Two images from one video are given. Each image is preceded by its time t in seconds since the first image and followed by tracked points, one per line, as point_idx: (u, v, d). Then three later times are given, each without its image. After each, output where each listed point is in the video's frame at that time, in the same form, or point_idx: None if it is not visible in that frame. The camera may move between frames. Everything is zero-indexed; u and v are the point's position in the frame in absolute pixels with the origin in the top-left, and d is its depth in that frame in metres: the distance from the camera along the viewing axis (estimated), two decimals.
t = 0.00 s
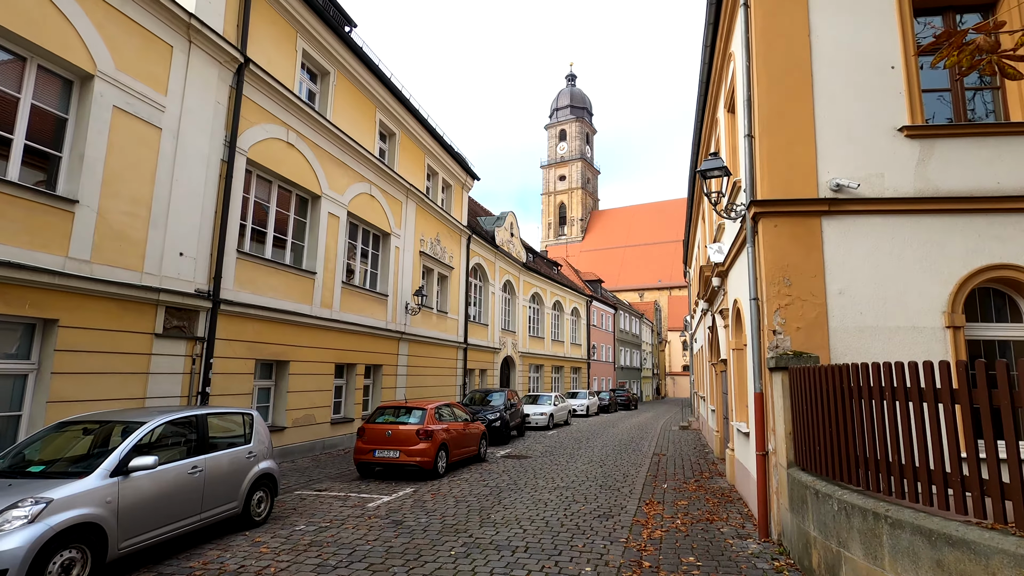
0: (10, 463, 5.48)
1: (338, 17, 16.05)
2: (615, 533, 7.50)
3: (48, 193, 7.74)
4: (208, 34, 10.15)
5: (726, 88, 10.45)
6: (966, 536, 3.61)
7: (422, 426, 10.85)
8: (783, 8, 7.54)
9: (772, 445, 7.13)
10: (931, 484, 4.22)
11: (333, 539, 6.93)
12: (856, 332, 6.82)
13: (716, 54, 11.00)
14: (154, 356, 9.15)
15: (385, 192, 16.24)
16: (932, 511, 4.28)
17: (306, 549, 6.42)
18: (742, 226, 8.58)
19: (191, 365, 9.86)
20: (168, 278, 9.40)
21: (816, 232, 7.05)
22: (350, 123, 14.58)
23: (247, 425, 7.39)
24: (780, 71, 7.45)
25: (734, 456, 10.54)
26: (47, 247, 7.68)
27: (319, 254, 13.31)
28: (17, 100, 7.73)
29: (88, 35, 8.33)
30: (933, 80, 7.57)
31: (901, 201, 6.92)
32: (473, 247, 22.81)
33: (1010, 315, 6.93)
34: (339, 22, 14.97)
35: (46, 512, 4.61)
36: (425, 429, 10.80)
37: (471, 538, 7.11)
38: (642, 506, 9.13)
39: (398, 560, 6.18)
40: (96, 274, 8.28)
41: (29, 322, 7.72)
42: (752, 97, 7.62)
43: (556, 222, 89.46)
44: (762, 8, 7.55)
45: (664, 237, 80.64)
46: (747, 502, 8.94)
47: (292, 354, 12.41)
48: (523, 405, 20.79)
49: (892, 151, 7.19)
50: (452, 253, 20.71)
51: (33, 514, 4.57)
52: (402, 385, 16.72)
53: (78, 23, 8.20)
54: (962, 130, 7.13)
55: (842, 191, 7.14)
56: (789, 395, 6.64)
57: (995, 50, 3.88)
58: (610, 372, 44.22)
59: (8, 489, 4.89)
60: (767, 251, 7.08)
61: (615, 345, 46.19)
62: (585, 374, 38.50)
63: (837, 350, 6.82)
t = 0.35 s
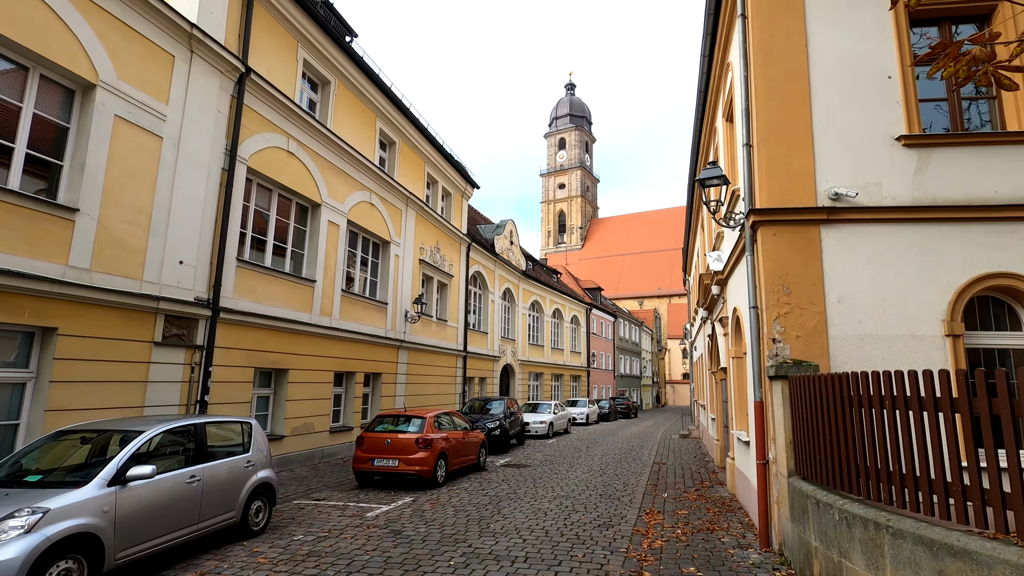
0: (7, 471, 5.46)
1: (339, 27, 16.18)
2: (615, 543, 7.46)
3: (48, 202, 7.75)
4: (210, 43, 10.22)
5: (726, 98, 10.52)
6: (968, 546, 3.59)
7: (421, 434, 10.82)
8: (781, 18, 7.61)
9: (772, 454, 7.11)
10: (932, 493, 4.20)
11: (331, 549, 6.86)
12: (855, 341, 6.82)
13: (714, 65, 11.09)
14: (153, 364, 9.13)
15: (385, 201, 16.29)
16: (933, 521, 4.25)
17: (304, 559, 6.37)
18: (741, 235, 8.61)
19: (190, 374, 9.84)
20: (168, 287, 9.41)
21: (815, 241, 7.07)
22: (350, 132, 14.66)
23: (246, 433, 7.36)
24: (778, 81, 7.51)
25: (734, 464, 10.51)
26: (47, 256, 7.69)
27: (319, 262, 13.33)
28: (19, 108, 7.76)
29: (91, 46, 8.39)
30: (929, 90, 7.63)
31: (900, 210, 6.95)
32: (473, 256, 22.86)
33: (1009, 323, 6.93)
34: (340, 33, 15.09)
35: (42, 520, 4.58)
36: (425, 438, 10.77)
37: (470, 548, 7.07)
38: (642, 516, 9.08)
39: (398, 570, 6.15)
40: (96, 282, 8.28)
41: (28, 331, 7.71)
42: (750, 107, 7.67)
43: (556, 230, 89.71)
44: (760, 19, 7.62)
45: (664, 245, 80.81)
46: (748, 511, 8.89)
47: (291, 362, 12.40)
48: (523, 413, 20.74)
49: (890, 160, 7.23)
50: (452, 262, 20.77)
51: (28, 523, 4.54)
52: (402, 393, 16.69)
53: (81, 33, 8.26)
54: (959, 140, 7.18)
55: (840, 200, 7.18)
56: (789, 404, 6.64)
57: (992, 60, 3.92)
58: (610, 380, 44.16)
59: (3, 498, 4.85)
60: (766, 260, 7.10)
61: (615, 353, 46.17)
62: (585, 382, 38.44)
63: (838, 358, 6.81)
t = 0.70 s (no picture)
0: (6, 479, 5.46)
1: (340, 37, 16.30)
2: (615, 553, 7.41)
3: (49, 210, 7.78)
4: (211, 54, 10.30)
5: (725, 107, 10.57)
6: (970, 556, 3.57)
7: (421, 443, 10.77)
8: (779, 28, 7.67)
9: (773, 463, 7.09)
10: (934, 503, 4.17)
11: (330, 559, 6.82)
12: (855, 349, 6.81)
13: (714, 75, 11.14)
14: (152, 373, 9.12)
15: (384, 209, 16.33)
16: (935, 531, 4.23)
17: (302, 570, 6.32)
18: (740, 243, 8.62)
19: (190, 382, 9.82)
20: (168, 295, 9.41)
21: (814, 249, 7.09)
22: (351, 141, 14.72)
23: (244, 442, 7.33)
24: (776, 90, 7.56)
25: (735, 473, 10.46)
26: (47, 265, 7.71)
27: (319, 270, 13.34)
28: (21, 118, 7.81)
29: (93, 56, 8.46)
30: (926, 100, 7.68)
31: (898, 218, 6.97)
32: (473, 264, 22.87)
33: (1009, 331, 6.94)
34: (341, 43, 15.20)
35: (43, 526, 4.60)
36: (425, 447, 10.73)
37: (470, 558, 7.03)
38: (642, 525, 9.03)
39: None
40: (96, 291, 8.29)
41: (28, 339, 7.71)
42: (749, 117, 7.71)
43: (556, 238, 89.81)
44: (757, 30, 7.68)
45: (663, 253, 80.86)
46: (749, 521, 8.85)
47: (290, 370, 12.37)
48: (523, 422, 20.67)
49: (888, 168, 7.26)
50: (452, 270, 20.79)
51: (29, 529, 4.54)
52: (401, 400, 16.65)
53: (84, 44, 8.34)
54: (957, 148, 7.21)
55: (839, 208, 7.20)
56: (789, 412, 6.63)
57: (988, 69, 3.96)
58: (610, 388, 44.04)
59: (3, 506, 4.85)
60: (765, 268, 7.11)
61: (615, 361, 46.08)
62: (585, 390, 38.35)
63: (838, 367, 6.80)
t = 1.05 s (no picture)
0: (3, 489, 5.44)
1: (341, 46, 16.40)
2: (616, 562, 7.37)
3: (49, 218, 7.80)
4: (213, 63, 10.37)
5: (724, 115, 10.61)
6: (972, 565, 3.54)
7: (420, 451, 10.74)
8: (777, 38, 7.73)
9: (774, 471, 7.06)
10: (935, 512, 4.16)
11: (329, 569, 6.76)
12: (855, 357, 6.81)
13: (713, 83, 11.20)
14: (151, 381, 9.11)
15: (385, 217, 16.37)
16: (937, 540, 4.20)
17: None
18: (740, 250, 8.63)
19: (189, 390, 9.81)
20: (168, 303, 9.42)
21: (814, 257, 7.10)
22: (351, 149, 14.78)
23: (243, 451, 7.31)
24: (775, 99, 7.60)
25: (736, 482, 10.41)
26: (48, 273, 7.72)
27: (319, 277, 13.35)
28: (23, 126, 7.85)
29: (96, 65, 8.52)
30: (924, 108, 7.73)
31: (898, 226, 6.98)
32: (473, 271, 22.89)
33: (1009, 339, 6.93)
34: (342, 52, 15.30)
35: (39, 537, 4.56)
36: (424, 455, 10.69)
37: (470, 567, 6.98)
38: (643, 535, 8.98)
39: None
40: (96, 299, 8.30)
41: (27, 347, 7.71)
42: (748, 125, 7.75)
43: (556, 246, 89.90)
44: (756, 39, 7.74)
45: (663, 261, 80.88)
46: (750, 530, 8.78)
47: (290, 378, 12.35)
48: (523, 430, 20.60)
49: (886, 176, 7.29)
50: (452, 277, 20.81)
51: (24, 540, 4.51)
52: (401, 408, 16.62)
53: (87, 54, 8.41)
54: (955, 157, 7.24)
55: (838, 216, 7.22)
56: (790, 420, 6.62)
57: (984, 79, 4.01)
58: (610, 396, 43.90)
59: None
60: (765, 275, 7.12)
61: (616, 369, 45.98)
62: (584, 398, 38.23)
63: (838, 374, 6.79)
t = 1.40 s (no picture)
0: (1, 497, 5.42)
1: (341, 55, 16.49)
2: (616, 571, 7.33)
3: (50, 226, 7.82)
4: (215, 72, 10.44)
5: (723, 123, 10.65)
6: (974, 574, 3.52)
7: (420, 459, 10.71)
8: (774, 47, 7.79)
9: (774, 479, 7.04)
10: (936, 520, 4.15)
11: None
12: (855, 364, 6.80)
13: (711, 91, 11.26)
14: (151, 389, 9.10)
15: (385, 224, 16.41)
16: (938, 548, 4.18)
17: None
18: (739, 258, 8.64)
19: (189, 398, 9.79)
20: (168, 310, 9.42)
21: (813, 264, 7.11)
22: (352, 156, 14.83)
23: (242, 459, 7.29)
24: (773, 108, 7.64)
25: (737, 490, 10.36)
26: (48, 280, 7.74)
27: (319, 285, 13.36)
28: (26, 135, 7.89)
29: (98, 74, 8.57)
30: (921, 116, 7.76)
31: (896, 233, 7.00)
32: (472, 278, 22.91)
33: (1009, 346, 6.93)
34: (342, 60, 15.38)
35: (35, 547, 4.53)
36: (424, 463, 10.66)
37: None
38: (643, 543, 8.92)
39: None
40: (96, 306, 8.30)
41: (26, 355, 7.71)
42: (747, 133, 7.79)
43: (556, 253, 89.99)
44: (754, 48, 7.80)
45: (663, 268, 80.92)
46: (751, 538, 8.74)
47: (289, 386, 12.34)
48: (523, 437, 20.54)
49: (884, 184, 7.32)
50: (452, 284, 20.83)
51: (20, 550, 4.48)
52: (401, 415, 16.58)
53: (89, 63, 8.46)
54: (953, 164, 7.27)
55: (837, 224, 7.24)
56: (790, 428, 6.60)
57: (981, 87, 3.97)
58: (610, 403, 43.77)
59: None
60: (764, 282, 7.13)
61: (615, 376, 45.88)
62: (585, 406, 38.13)
63: (838, 382, 6.79)
